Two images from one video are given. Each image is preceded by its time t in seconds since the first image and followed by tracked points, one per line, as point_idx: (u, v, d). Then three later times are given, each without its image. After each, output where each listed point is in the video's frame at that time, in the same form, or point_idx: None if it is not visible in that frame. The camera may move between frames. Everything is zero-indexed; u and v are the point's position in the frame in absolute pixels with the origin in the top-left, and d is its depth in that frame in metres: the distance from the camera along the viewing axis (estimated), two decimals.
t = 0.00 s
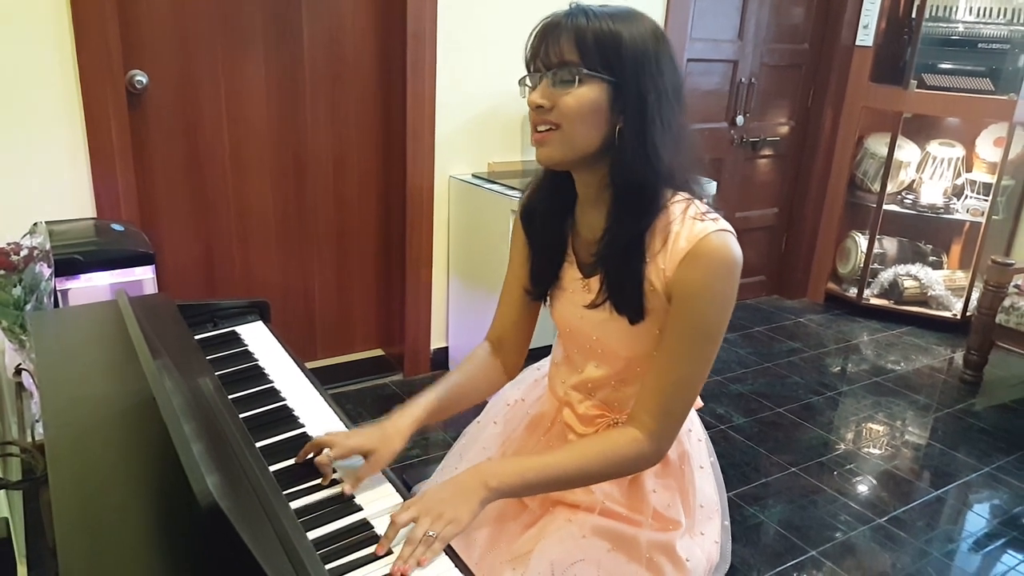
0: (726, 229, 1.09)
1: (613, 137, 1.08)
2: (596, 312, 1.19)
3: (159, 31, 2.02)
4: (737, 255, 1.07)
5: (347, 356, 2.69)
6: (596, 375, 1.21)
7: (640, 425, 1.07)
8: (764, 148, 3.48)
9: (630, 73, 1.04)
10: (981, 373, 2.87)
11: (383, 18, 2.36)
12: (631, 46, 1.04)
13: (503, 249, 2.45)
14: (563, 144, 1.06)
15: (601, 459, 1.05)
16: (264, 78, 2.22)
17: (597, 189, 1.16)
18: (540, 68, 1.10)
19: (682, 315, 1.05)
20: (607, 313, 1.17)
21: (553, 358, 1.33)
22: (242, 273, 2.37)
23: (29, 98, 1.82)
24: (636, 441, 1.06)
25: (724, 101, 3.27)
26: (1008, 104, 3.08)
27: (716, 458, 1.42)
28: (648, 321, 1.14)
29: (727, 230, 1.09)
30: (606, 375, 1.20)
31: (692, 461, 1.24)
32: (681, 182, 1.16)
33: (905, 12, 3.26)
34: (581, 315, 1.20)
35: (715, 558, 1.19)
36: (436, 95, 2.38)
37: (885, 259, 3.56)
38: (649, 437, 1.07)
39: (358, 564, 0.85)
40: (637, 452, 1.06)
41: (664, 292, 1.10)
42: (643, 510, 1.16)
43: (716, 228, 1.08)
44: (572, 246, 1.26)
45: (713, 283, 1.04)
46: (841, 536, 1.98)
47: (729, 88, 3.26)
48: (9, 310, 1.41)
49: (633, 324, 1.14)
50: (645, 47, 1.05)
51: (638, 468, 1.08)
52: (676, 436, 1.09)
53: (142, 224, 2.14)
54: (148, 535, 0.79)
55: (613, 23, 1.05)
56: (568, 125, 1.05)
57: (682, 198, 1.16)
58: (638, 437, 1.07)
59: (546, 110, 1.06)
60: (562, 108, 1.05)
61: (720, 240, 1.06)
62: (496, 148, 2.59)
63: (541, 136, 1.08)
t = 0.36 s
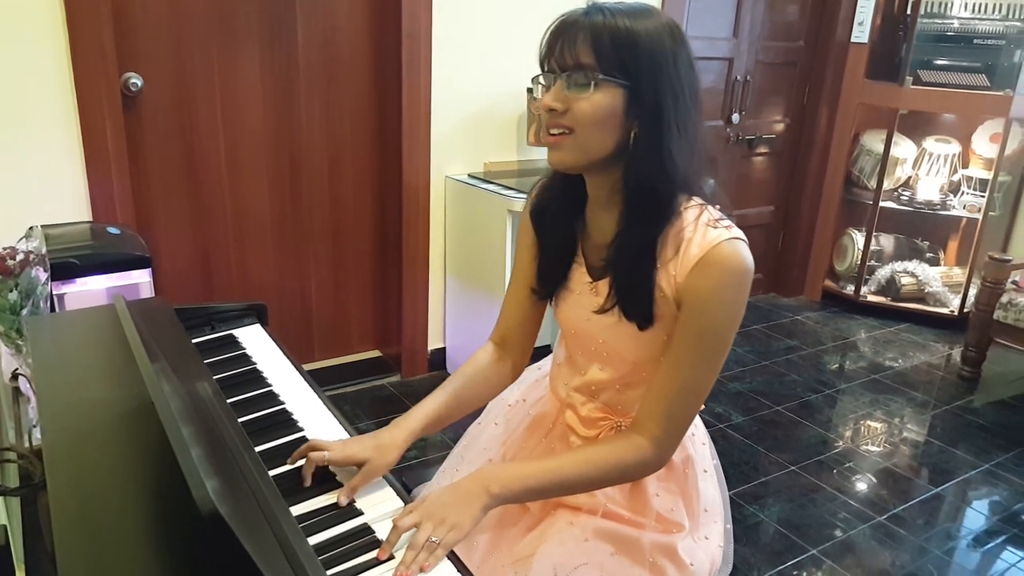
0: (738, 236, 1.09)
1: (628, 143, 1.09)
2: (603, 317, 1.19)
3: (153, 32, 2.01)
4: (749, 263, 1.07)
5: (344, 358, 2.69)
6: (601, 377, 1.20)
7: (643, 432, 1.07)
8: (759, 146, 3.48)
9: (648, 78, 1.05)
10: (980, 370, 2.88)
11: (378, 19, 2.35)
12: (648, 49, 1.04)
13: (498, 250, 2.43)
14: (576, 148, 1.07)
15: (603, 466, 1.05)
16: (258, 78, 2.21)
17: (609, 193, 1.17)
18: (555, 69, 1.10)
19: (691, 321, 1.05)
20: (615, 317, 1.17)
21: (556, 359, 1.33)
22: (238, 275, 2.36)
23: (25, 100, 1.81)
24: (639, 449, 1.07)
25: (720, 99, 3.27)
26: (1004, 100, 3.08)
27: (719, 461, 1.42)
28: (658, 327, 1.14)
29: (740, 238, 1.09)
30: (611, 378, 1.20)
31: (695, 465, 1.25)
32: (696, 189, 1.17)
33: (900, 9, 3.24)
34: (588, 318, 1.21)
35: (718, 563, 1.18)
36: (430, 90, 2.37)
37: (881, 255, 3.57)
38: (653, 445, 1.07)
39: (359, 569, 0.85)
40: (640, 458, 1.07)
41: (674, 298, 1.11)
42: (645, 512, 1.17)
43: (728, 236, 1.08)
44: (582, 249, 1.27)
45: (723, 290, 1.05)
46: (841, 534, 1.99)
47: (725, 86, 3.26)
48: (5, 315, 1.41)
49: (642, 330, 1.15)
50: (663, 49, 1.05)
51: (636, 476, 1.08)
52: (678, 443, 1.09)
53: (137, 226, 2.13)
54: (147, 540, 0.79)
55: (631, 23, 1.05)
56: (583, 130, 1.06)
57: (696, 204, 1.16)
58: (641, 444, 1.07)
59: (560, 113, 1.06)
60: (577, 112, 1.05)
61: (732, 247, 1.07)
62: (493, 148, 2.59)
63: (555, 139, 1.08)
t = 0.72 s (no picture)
0: (744, 236, 1.09)
1: (638, 145, 1.09)
2: (608, 320, 1.18)
3: (152, 36, 2.01)
4: (755, 264, 1.07)
5: (347, 360, 2.69)
6: (606, 378, 1.20)
7: (650, 434, 1.07)
8: (761, 142, 3.47)
9: (662, 81, 1.05)
10: (986, 365, 2.87)
11: (377, 20, 2.35)
12: (663, 50, 1.04)
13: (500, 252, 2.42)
14: (585, 148, 1.06)
15: (610, 470, 1.05)
16: (258, 80, 2.21)
17: (617, 193, 1.16)
18: (567, 66, 1.09)
19: (698, 324, 1.05)
20: (620, 320, 1.17)
21: (561, 361, 1.33)
22: (240, 279, 2.36)
23: (28, 105, 1.81)
24: (645, 450, 1.07)
25: (721, 96, 3.26)
26: (1008, 94, 3.07)
27: (726, 462, 1.42)
28: (663, 329, 1.14)
29: (745, 238, 1.08)
30: (617, 379, 1.19)
31: (702, 467, 1.25)
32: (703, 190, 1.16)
33: (901, 3, 3.24)
34: (593, 319, 1.20)
35: (727, 564, 1.17)
36: (429, 87, 2.36)
37: (886, 251, 3.55)
38: (659, 446, 1.07)
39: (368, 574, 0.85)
40: (644, 459, 1.06)
41: (678, 299, 1.11)
42: (653, 515, 1.17)
43: (733, 236, 1.08)
44: (588, 251, 1.26)
45: (729, 291, 1.05)
46: (848, 532, 1.98)
47: (726, 83, 3.25)
48: (9, 321, 1.41)
49: (647, 332, 1.14)
50: (678, 52, 1.05)
51: (642, 479, 1.08)
52: (684, 444, 1.09)
53: (139, 230, 2.14)
54: (153, 546, 0.79)
55: (647, 23, 1.04)
56: (593, 130, 1.05)
57: (700, 204, 1.15)
58: (647, 446, 1.07)
59: (571, 112, 1.05)
60: (588, 111, 1.05)
61: (738, 248, 1.06)
62: (494, 148, 2.59)
63: (564, 138, 1.07)
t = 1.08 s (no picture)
0: (739, 229, 1.09)
1: (631, 144, 1.08)
2: (608, 320, 1.18)
3: (153, 39, 2.01)
4: (752, 256, 1.07)
5: (351, 360, 2.69)
6: (609, 378, 1.20)
7: (651, 428, 1.06)
8: (763, 139, 3.46)
9: (653, 80, 1.05)
10: (990, 360, 2.87)
11: (378, 21, 2.35)
12: (654, 49, 1.04)
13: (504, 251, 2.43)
14: (580, 148, 1.06)
15: (615, 464, 1.05)
16: (259, 82, 2.21)
17: (610, 194, 1.16)
18: (559, 66, 1.09)
19: (697, 318, 1.05)
20: (620, 319, 1.17)
21: (566, 361, 1.33)
22: (244, 281, 2.36)
23: (29, 112, 1.81)
24: (646, 443, 1.06)
25: (722, 93, 3.26)
26: (1009, 89, 3.07)
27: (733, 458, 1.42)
28: (662, 326, 1.14)
29: (741, 230, 1.08)
30: (621, 379, 1.19)
31: (710, 463, 1.24)
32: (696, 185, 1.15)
33: None
34: (593, 319, 1.20)
35: (735, 561, 1.17)
36: (431, 87, 2.36)
37: (889, 247, 3.56)
38: (660, 440, 1.06)
39: None
40: (648, 455, 1.06)
41: (676, 295, 1.11)
42: (661, 513, 1.16)
43: (728, 229, 1.08)
44: (584, 250, 1.26)
45: (729, 285, 1.05)
46: (853, 528, 1.98)
47: (727, 80, 3.25)
48: (14, 327, 1.40)
49: (647, 330, 1.14)
50: (668, 51, 1.05)
51: (646, 472, 1.07)
52: (686, 437, 1.08)
53: (142, 233, 2.14)
54: (164, 552, 0.78)
55: (637, 23, 1.04)
56: (586, 130, 1.05)
57: (694, 200, 1.15)
58: (649, 439, 1.06)
59: (563, 112, 1.05)
60: (580, 111, 1.04)
61: (735, 240, 1.06)
62: (496, 147, 2.58)
63: (557, 138, 1.07)
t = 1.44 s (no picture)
0: (737, 215, 1.09)
1: (628, 134, 1.08)
2: (609, 310, 1.18)
3: (157, 41, 2.02)
4: (750, 240, 1.07)
5: (357, 358, 2.70)
6: (614, 371, 1.20)
7: (663, 419, 1.07)
8: (769, 131, 3.45)
9: (648, 70, 1.05)
10: (1003, 352, 2.85)
11: (379, 18, 2.35)
12: (647, 39, 1.04)
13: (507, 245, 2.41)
14: (578, 140, 1.06)
15: (626, 458, 1.05)
16: (261, 82, 2.22)
17: (606, 186, 1.17)
18: (553, 59, 1.09)
19: (697, 306, 1.06)
20: (621, 310, 1.17)
21: (571, 358, 1.33)
22: (250, 280, 2.38)
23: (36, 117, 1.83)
24: (659, 436, 1.07)
25: (727, 85, 3.25)
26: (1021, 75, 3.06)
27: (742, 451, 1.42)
28: (663, 315, 1.14)
29: (739, 215, 1.09)
30: (625, 372, 1.19)
31: (719, 456, 1.25)
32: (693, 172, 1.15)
33: None
34: (595, 311, 1.20)
35: (746, 554, 1.19)
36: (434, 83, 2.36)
37: (898, 238, 3.52)
38: (672, 433, 1.07)
39: None
40: (661, 447, 1.06)
41: (677, 282, 1.11)
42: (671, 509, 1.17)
43: (726, 214, 1.08)
44: (584, 243, 1.26)
45: (728, 269, 1.05)
46: (866, 523, 1.98)
47: (732, 72, 3.23)
48: (26, 329, 1.42)
49: (648, 320, 1.14)
50: (661, 41, 1.05)
51: (657, 466, 1.08)
52: (697, 428, 1.09)
53: (149, 235, 2.15)
54: (180, 552, 0.79)
55: (630, 15, 1.05)
56: (582, 122, 1.05)
57: (693, 185, 1.15)
58: (661, 431, 1.07)
59: (560, 105, 1.05)
60: (577, 103, 1.04)
61: (733, 226, 1.07)
62: (501, 144, 2.58)
63: (554, 132, 1.07)
